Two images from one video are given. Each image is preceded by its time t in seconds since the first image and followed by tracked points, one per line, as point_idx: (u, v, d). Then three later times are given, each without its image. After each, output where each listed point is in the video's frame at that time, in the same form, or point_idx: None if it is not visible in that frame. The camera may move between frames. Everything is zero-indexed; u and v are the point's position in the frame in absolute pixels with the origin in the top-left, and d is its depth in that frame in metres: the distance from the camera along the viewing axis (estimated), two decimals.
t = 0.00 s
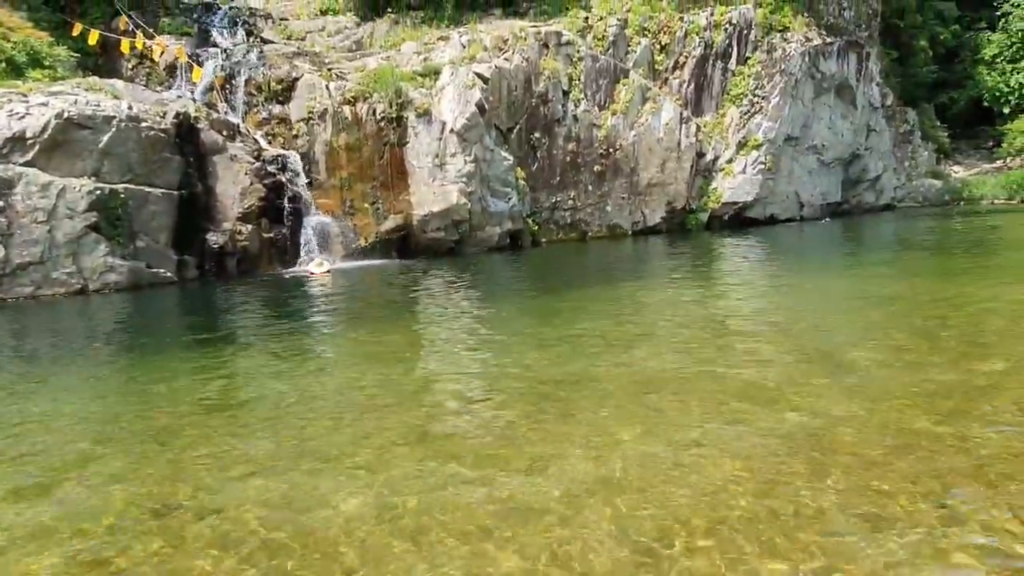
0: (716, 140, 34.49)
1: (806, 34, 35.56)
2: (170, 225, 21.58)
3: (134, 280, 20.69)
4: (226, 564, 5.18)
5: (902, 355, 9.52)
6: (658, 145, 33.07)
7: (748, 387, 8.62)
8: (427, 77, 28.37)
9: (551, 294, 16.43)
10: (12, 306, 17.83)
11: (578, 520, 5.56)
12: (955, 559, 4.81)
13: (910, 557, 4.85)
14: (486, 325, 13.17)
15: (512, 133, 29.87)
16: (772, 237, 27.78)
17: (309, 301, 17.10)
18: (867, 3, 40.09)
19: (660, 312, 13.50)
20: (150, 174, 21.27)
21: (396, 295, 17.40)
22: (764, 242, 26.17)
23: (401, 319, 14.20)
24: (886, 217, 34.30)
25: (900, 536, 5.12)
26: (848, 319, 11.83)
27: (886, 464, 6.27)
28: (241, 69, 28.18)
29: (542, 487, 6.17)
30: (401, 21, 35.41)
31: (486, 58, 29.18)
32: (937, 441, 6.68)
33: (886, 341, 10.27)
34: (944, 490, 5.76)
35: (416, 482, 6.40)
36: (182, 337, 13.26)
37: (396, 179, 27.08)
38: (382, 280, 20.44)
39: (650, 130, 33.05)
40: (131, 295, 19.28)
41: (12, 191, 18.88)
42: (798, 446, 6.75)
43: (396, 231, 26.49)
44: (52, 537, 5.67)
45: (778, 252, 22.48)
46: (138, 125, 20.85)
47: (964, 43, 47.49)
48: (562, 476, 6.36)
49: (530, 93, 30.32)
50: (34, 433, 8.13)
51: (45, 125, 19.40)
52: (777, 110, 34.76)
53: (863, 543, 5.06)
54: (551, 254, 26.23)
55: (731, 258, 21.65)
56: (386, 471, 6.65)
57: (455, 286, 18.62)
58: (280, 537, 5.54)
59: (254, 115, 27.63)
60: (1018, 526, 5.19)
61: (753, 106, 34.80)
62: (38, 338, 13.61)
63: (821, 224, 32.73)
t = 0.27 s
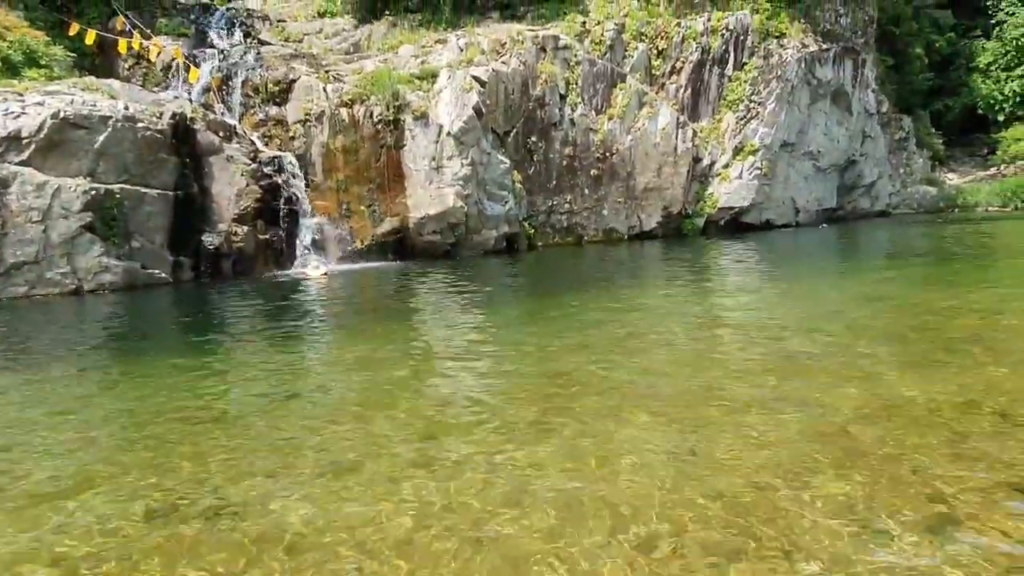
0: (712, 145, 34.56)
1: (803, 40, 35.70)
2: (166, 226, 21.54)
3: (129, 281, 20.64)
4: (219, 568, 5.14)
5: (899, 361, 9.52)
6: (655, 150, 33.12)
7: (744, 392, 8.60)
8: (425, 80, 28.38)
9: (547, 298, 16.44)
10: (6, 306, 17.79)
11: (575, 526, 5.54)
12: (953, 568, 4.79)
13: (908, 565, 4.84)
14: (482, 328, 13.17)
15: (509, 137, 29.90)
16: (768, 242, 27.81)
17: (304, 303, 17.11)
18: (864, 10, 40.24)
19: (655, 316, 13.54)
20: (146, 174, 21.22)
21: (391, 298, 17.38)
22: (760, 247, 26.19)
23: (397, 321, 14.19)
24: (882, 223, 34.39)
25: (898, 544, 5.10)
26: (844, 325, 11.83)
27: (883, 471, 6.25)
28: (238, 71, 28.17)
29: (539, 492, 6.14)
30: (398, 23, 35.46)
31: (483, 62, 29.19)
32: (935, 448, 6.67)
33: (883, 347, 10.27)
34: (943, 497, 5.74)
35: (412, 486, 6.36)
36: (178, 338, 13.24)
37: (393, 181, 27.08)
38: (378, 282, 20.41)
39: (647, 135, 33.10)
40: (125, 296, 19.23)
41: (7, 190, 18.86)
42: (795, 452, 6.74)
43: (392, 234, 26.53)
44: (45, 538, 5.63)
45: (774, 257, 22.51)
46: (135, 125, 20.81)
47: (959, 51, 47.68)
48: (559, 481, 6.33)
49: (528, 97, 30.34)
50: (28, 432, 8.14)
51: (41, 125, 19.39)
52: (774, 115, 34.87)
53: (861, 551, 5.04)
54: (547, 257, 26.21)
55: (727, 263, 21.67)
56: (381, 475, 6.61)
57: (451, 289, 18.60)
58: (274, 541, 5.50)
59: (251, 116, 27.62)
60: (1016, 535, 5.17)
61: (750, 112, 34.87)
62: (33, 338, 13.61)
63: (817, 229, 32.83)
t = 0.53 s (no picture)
0: (706, 149, 34.68)
1: (796, 46, 35.88)
2: (157, 225, 21.46)
3: (120, 279, 20.56)
4: (209, 568, 5.12)
5: (889, 366, 9.57)
6: (648, 153, 33.19)
7: (736, 396, 8.62)
8: (420, 81, 28.31)
9: (540, 300, 16.45)
10: None
11: (567, 528, 5.54)
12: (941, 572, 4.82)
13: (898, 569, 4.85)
14: (475, 330, 13.13)
15: (503, 139, 29.92)
16: (761, 246, 27.88)
17: (296, 302, 17.13)
18: (857, 16, 40.47)
19: (647, 319, 13.59)
20: (138, 172, 21.13)
21: (384, 298, 17.36)
22: (752, 251, 26.27)
23: (389, 322, 14.18)
24: (873, 228, 34.58)
25: (888, 548, 5.12)
26: (836, 329, 11.88)
27: (876, 476, 6.25)
28: (231, 70, 28.08)
29: (531, 494, 6.13)
30: (393, 24, 35.48)
31: (478, 64, 29.20)
32: (925, 453, 6.70)
33: (873, 352, 10.32)
34: (933, 502, 5.76)
35: (404, 487, 6.35)
36: (169, 337, 13.19)
37: (386, 182, 27.04)
38: (371, 283, 20.38)
39: (641, 138, 33.14)
40: (116, 294, 19.14)
41: None
42: (787, 456, 6.76)
43: (385, 235, 26.63)
44: (35, 536, 5.61)
45: (765, 261, 22.60)
46: (128, 123, 20.73)
47: (951, 58, 48.00)
48: (551, 483, 6.33)
49: (522, 99, 30.36)
50: (17, 430, 8.11)
51: (32, 122, 19.30)
52: (767, 120, 35.00)
53: (851, 555, 5.06)
54: (540, 259, 26.25)
55: (719, 267, 21.73)
56: (373, 476, 6.59)
57: (443, 291, 18.60)
58: (265, 541, 5.48)
59: (244, 115, 27.54)
60: (1005, 539, 5.20)
61: (743, 116, 35.00)
62: (23, 336, 13.57)
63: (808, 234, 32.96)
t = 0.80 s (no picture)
0: (695, 152, 34.61)
1: (784, 50, 36.10)
2: (144, 223, 21.32)
3: (105, 278, 20.39)
4: (190, 570, 5.09)
5: (873, 369, 9.66)
6: (638, 156, 33.28)
7: (722, 398, 8.66)
8: (410, 82, 28.07)
9: (529, 301, 16.47)
10: None
11: (551, 530, 5.55)
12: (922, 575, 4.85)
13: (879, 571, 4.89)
14: (463, 331, 13.13)
15: (492, 140, 29.95)
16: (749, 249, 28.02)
17: (284, 302, 17.08)
18: (844, 21, 40.78)
19: (635, 321, 13.66)
20: (125, 170, 20.98)
21: (372, 299, 17.32)
22: (740, 254, 26.40)
23: (377, 323, 14.16)
24: (859, 232, 34.84)
25: (869, 551, 5.16)
26: (823, 333, 11.97)
27: (860, 477, 6.33)
28: (220, 68, 27.96)
29: (515, 495, 6.13)
30: (383, 24, 35.39)
31: (468, 65, 29.18)
32: (910, 455, 6.78)
33: (858, 355, 10.42)
34: (915, 505, 5.81)
35: (389, 488, 6.33)
36: (155, 337, 13.11)
37: (376, 182, 26.98)
38: (359, 283, 20.30)
39: (631, 140, 33.23)
40: (101, 293, 19.02)
41: None
42: (771, 458, 6.80)
43: (374, 235, 26.57)
44: (19, 535, 5.61)
45: (753, 264, 22.72)
46: (114, 121, 20.57)
47: (937, 64, 48.43)
48: (536, 485, 6.34)
49: (512, 100, 30.38)
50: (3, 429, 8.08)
51: (17, 118, 19.14)
52: (755, 124, 35.25)
53: (830, 555, 5.13)
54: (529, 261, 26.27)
55: (706, 269, 21.81)
56: (358, 478, 6.57)
57: (432, 291, 18.59)
58: (247, 543, 5.46)
59: (233, 114, 27.42)
60: (987, 539, 5.28)
61: (731, 120, 35.20)
62: (7, 334, 13.48)
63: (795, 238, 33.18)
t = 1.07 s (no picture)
0: (680, 155, 34.90)
1: (769, 55, 36.40)
2: (126, 221, 21.12)
3: (86, 276, 20.23)
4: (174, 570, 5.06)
5: (854, 372, 9.77)
6: (624, 158, 33.39)
7: (706, 400, 8.72)
8: (396, 82, 28.07)
9: (514, 302, 16.48)
10: None
11: (535, 529, 5.58)
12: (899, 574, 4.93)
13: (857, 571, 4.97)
14: (448, 332, 13.12)
15: (479, 141, 29.94)
16: (733, 252, 28.17)
17: (268, 301, 17.02)
18: (828, 27, 41.21)
19: (619, 323, 13.71)
20: (107, 167, 20.74)
21: (357, 299, 17.26)
22: (724, 257, 26.54)
23: (361, 323, 14.13)
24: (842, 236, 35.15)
25: (848, 550, 5.24)
26: (806, 335, 12.08)
27: (842, 479, 6.40)
28: (204, 65, 27.76)
29: (500, 496, 6.15)
30: (370, 23, 35.29)
31: (455, 65, 29.17)
32: (891, 457, 6.85)
33: (840, 358, 10.52)
34: (894, 505, 5.89)
35: (375, 489, 6.33)
36: (136, 335, 13.00)
37: (361, 181, 26.87)
38: (344, 283, 20.20)
39: (616, 143, 33.35)
40: (81, 291, 18.84)
41: None
42: (752, 459, 6.87)
43: (359, 235, 26.48)
44: None
45: (738, 267, 22.85)
46: (96, 117, 20.30)
47: (919, 71, 49.01)
48: (521, 485, 6.36)
49: (498, 101, 30.41)
50: None
51: None
52: (740, 127, 35.45)
53: (813, 555, 5.19)
54: (514, 262, 26.27)
55: (691, 272, 21.94)
56: (342, 478, 6.56)
57: (417, 292, 18.58)
58: (232, 543, 5.44)
59: (217, 111, 27.23)
60: (967, 540, 5.35)
61: (717, 123, 35.39)
62: None
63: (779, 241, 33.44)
